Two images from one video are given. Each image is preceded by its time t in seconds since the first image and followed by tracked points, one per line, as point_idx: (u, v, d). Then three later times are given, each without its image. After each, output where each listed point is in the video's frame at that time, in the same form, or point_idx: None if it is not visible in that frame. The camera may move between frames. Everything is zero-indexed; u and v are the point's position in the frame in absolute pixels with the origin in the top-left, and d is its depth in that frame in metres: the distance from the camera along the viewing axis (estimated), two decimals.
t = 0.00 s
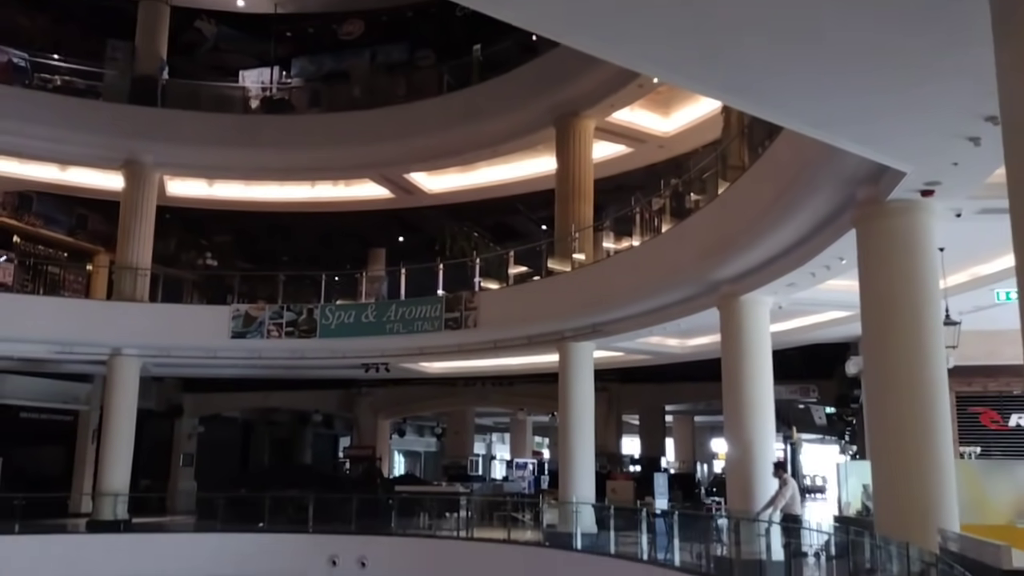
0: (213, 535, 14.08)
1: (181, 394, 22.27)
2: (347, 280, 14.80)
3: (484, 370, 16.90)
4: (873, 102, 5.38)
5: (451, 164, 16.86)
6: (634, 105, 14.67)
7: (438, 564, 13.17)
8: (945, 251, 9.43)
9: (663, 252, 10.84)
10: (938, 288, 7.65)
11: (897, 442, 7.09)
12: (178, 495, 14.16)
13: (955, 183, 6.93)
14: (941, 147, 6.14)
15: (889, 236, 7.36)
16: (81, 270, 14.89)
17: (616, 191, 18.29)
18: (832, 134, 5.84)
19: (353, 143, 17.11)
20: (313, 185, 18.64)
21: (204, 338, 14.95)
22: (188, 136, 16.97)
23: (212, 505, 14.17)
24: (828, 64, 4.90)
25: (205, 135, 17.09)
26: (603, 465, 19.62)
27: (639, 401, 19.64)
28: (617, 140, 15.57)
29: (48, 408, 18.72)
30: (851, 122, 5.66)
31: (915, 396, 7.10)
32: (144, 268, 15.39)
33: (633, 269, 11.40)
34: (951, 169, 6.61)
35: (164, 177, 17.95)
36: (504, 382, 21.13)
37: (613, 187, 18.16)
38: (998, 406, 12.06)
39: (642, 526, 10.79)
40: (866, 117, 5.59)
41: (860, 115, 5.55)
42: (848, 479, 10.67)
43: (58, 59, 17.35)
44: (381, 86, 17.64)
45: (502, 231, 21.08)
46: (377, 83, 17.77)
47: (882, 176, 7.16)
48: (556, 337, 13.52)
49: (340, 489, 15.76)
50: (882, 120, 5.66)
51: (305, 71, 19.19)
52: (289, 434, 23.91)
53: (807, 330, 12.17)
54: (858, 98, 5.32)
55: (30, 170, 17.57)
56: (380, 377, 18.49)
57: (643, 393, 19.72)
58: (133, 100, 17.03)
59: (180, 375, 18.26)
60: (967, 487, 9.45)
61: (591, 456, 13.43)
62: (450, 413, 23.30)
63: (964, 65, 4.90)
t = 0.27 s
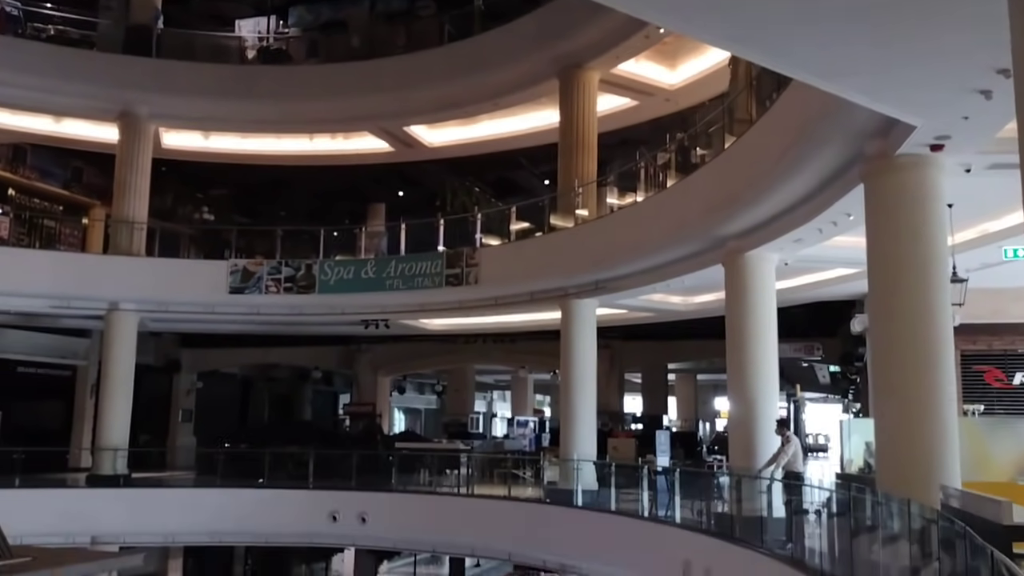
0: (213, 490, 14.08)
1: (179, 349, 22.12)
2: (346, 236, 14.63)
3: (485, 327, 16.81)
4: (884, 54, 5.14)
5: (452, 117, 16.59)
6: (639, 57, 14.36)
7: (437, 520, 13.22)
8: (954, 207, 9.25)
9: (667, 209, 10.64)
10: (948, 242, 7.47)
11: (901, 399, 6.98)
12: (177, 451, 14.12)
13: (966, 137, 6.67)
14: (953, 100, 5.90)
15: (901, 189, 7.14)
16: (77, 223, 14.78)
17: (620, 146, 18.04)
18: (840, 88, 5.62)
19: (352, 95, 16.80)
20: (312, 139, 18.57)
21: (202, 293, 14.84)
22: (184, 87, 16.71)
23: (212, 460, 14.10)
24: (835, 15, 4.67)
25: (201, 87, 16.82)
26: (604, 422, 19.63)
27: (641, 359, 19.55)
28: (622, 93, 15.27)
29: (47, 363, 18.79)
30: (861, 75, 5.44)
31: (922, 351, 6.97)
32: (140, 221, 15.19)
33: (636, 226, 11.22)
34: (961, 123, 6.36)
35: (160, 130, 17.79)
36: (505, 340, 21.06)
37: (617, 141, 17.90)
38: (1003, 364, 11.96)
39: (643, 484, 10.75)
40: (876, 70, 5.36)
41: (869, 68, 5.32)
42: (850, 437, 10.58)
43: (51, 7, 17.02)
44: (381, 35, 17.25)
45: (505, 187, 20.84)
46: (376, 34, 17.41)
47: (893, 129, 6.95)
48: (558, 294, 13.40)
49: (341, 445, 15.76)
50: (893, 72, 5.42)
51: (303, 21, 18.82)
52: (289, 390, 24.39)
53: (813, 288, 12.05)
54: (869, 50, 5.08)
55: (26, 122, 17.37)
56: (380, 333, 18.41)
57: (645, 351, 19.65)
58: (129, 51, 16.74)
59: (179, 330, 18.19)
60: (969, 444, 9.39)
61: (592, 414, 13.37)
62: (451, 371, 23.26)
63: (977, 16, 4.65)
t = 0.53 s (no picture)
0: (213, 453, 14.13)
1: (177, 313, 22.18)
2: (345, 200, 14.50)
3: (485, 292, 16.74)
4: (891, 14, 4.96)
5: (452, 79, 16.38)
6: (642, 17, 14.13)
7: (436, 484, 13.25)
8: (959, 171, 9.13)
9: (669, 172, 10.51)
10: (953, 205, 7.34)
11: (902, 364, 6.92)
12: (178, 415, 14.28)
13: (973, 101, 6.48)
14: (960, 62, 5.72)
15: (906, 149, 6.99)
16: (73, 185, 14.65)
17: (622, 109, 17.85)
18: (846, 50, 5.44)
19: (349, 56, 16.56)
20: (309, 101, 18.37)
21: (200, 256, 14.75)
22: (179, 47, 16.51)
23: (212, 424, 14.20)
24: None
25: (196, 47, 16.62)
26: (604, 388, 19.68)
27: (642, 325, 19.50)
28: (625, 54, 15.06)
29: (45, 327, 18.79)
30: (867, 36, 5.26)
31: (925, 314, 6.89)
32: (137, 183, 15.04)
33: (637, 191, 11.11)
34: (967, 86, 6.18)
35: (156, 91, 17.69)
36: (505, 305, 21.01)
37: (619, 105, 17.70)
38: (1004, 329, 11.83)
39: (642, 449, 10.74)
40: (883, 30, 5.18)
41: (876, 28, 5.14)
42: (851, 401, 10.52)
43: None
44: None
45: (505, 151, 20.66)
46: None
47: (897, 92, 6.78)
48: (558, 259, 13.32)
49: (341, 409, 15.79)
50: (900, 33, 5.24)
51: None
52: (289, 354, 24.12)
53: (816, 254, 11.97)
54: (875, 9, 4.91)
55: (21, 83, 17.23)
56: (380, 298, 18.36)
57: (645, 316, 19.62)
58: (123, 10, 16.52)
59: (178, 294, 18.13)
60: (968, 409, 9.33)
61: (592, 379, 13.35)
62: (451, 336, 23.23)
63: None
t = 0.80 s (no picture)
0: (216, 418, 14.32)
1: (179, 280, 22.53)
2: (345, 168, 14.55)
3: (485, 260, 16.85)
4: None
5: (452, 47, 16.35)
6: None
7: (436, 449, 13.44)
8: (957, 141, 9.20)
9: (669, 141, 10.55)
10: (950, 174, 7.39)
11: (896, 332, 7.03)
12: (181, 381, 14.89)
13: (973, 69, 6.50)
14: (959, 29, 5.74)
15: (904, 117, 7.04)
16: (75, 152, 14.61)
17: (623, 77, 17.82)
18: (848, 15, 5.44)
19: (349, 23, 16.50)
20: (310, 68, 18.19)
21: (201, 224, 14.83)
22: (178, 14, 16.44)
23: (214, 390, 14.35)
24: None
25: (196, 14, 16.54)
26: (602, 355, 19.90)
27: (641, 293, 19.64)
28: (626, 22, 15.02)
29: (47, 293, 18.98)
30: (870, 2, 5.26)
31: (920, 281, 6.99)
32: (138, 151, 15.03)
33: (637, 159, 11.15)
34: (967, 54, 6.20)
35: (156, 58, 17.72)
36: (505, 273, 21.13)
37: (619, 73, 17.67)
38: (1000, 299, 12.05)
39: (639, 415, 10.89)
40: None
41: None
42: (847, 369, 10.64)
43: None
44: None
45: (505, 119, 20.65)
46: None
47: (898, 60, 6.81)
48: (557, 228, 13.39)
49: (342, 375, 15.98)
50: None
51: None
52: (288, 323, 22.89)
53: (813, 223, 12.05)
54: None
55: (21, 48, 17.17)
56: (380, 265, 18.48)
57: (643, 285, 19.74)
58: None
59: (179, 261, 18.23)
60: (963, 376, 9.48)
61: (590, 347, 13.49)
62: (450, 305, 23.37)
63: None
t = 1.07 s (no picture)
0: (217, 391, 14.40)
1: (179, 254, 22.49)
2: (344, 141, 14.51)
3: (484, 233, 16.86)
4: None
5: (451, 19, 16.23)
6: None
7: (436, 421, 13.53)
8: (958, 113, 9.17)
9: (669, 114, 10.50)
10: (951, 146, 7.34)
11: (895, 305, 7.03)
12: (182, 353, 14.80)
13: (975, 40, 6.44)
14: None
15: (905, 90, 6.98)
16: (73, 125, 14.52)
17: (623, 50, 17.71)
18: None
19: None
20: (307, 40, 18.39)
21: (200, 197, 14.81)
22: None
23: (215, 362, 14.35)
24: None
25: None
26: (601, 329, 19.98)
27: (640, 267, 19.67)
28: None
29: (47, 266, 19.05)
30: None
31: (919, 253, 6.96)
32: (136, 123, 14.97)
33: (637, 132, 11.11)
34: (970, 25, 6.14)
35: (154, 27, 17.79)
36: (504, 247, 21.14)
37: (619, 46, 17.56)
38: (999, 273, 12.07)
39: (638, 388, 10.94)
40: None
41: None
42: (845, 342, 10.72)
43: None
44: None
45: (505, 92, 20.56)
46: None
47: (900, 31, 6.73)
48: (557, 200, 13.40)
49: (342, 348, 16.06)
50: None
51: None
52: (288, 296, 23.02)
53: (812, 196, 12.04)
54: None
55: (19, 19, 17.30)
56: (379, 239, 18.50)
57: (642, 259, 19.75)
58: None
59: (178, 235, 18.23)
60: (962, 349, 9.52)
61: (589, 320, 13.53)
62: (450, 278, 23.39)
63: None
